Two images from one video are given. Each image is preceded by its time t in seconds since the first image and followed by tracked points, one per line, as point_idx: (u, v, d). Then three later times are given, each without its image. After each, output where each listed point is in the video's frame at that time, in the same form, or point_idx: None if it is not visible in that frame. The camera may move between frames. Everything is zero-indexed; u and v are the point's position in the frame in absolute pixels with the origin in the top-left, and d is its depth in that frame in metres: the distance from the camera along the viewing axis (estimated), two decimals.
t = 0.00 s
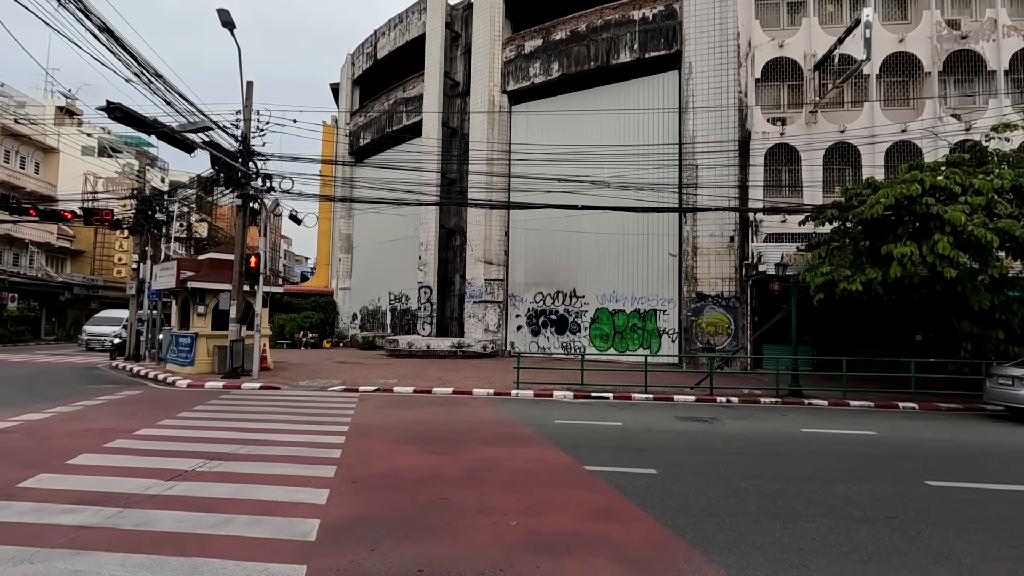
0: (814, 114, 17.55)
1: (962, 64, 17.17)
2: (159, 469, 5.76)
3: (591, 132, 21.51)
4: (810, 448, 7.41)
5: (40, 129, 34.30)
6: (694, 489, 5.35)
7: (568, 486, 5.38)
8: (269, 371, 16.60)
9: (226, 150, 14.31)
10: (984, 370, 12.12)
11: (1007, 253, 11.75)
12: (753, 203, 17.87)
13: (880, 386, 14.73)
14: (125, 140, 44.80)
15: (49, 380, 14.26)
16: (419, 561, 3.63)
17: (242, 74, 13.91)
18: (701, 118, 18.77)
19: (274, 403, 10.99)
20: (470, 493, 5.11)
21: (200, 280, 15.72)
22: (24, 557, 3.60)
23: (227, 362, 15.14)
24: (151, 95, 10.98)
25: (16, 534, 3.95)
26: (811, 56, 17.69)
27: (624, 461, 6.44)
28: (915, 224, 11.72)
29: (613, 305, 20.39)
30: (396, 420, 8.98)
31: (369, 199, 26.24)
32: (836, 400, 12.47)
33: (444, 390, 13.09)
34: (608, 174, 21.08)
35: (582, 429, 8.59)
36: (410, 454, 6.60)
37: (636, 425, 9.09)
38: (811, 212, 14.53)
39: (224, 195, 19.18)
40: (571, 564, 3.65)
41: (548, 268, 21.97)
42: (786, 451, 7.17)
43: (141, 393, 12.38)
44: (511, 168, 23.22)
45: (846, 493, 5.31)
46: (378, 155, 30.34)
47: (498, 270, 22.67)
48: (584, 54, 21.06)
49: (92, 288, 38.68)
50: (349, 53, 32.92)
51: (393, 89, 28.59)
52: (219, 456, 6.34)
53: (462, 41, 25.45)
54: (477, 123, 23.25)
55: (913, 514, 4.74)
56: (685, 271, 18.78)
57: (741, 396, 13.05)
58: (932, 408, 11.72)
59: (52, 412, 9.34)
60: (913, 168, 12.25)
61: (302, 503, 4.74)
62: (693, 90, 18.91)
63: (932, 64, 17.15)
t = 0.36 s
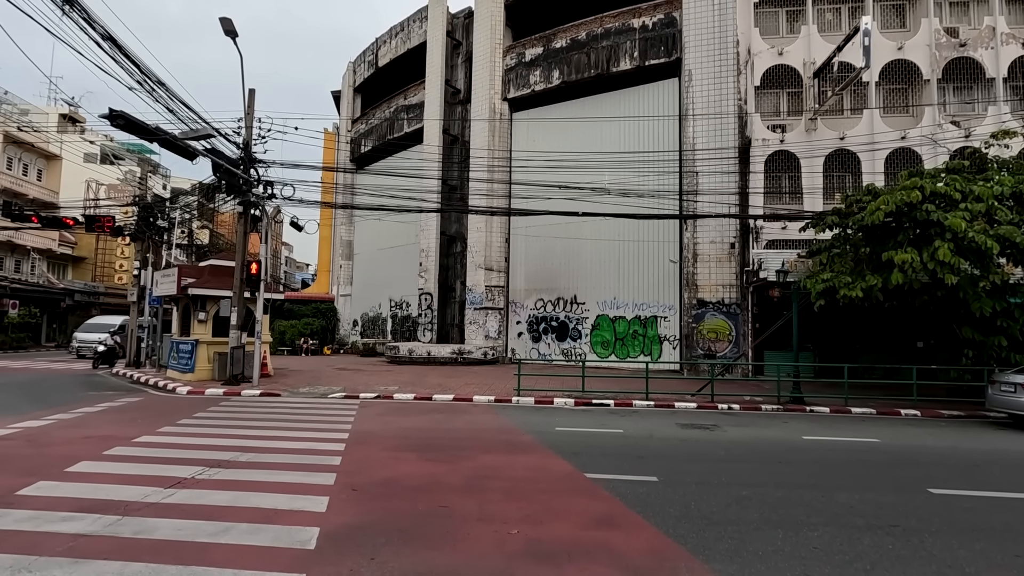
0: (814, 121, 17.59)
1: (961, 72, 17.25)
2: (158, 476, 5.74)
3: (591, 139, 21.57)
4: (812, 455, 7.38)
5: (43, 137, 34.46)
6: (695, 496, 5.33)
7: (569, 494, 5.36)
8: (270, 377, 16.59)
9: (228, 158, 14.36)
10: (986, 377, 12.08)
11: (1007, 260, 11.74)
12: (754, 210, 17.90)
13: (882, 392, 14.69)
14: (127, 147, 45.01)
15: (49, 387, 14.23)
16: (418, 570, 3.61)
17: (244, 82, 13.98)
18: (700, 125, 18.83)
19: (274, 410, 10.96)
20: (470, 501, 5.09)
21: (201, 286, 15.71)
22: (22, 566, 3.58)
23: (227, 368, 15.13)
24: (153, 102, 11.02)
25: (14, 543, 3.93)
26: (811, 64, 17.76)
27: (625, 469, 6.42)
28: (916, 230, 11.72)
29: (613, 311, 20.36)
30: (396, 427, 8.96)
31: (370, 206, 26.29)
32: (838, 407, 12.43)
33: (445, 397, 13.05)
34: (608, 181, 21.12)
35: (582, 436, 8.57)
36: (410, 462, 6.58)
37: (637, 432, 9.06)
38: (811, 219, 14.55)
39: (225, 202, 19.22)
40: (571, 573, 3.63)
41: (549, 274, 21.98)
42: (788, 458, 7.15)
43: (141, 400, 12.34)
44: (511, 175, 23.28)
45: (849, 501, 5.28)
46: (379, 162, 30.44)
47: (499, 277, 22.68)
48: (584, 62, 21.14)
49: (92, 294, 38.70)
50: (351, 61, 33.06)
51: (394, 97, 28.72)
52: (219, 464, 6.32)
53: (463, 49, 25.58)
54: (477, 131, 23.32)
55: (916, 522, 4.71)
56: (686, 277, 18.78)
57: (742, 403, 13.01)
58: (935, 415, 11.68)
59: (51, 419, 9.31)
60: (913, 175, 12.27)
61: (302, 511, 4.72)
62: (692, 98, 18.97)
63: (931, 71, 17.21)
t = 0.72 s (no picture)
0: (813, 129, 17.64)
1: (959, 79, 17.34)
2: (157, 484, 5.72)
3: (592, 146, 21.64)
4: (814, 463, 7.35)
5: (45, 144, 34.61)
6: (696, 505, 5.30)
7: (569, 502, 5.34)
8: (270, 384, 16.55)
9: (229, 165, 14.41)
10: (988, 384, 12.04)
11: (1008, 267, 11.73)
12: (754, 216, 17.91)
13: (884, 399, 14.64)
14: (129, 154, 45.21)
15: (48, 394, 14.20)
16: None
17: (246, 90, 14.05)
18: (700, 133, 18.89)
19: (274, 417, 10.93)
20: (470, 509, 5.07)
21: (201, 293, 15.72)
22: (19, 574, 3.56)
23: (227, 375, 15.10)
24: (155, 110, 11.08)
25: (12, 551, 3.92)
26: (809, 72, 17.86)
27: (626, 476, 6.40)
28: (916, 237, 11.73)
29: (614, 318, 20.35)
30: (396, 435, 8.93)
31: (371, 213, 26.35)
32: (839, 414, 12.38)
33: (445, 404, 13.01)
34: (609, 188, 21.16)
35: (583, 444, 8.54)
36: (410, 469, 6.55)
37: (638, 440, 9.03)
38: (811, 225, 14.56)
39: (226, 209, 19.28)
40: None
41: (549, 281, 21.98)
42: (790, 466, 7.11)
43: (141, 407, 12.31)
44: (512, 182, 23.34)
45: (851, 509, 5.26)
46: (380, 169, 30.54)
47: (499, 283, 22.68)
48: (584, 69, 21.23)
49: (93, 301, 38.74)
50: (353, 69, 33.23)
51: (395, 104, 28.84)
52: (218, 471, 6.30)
53: (464, 57, 25.71)
54: (478, 138, 23.39)
55: (919, 531, 4.68)
56: (687, 284, 18.78)
57: (743, 410, 12.97)
58: (937, 422, 11.64)
59: (51, 426, 9.30)
60: (912, 181, 12.28)
61: (301, 519, 4.70)
62: (692, 105, 19.03)
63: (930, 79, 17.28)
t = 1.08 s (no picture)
0: (812, 136, 17.71)
1: (956, 88, 17.44)
2: (157, 492, 5.70)
3: (592, 154, 21.72)
4: (815, 470, 7.33)
5: (47, 152, 34.75)
6: (697, 512, 5.29)
7: (570, 510, 5.33)
8: (269, 391, 16.52)
9: (230, 172, 14.45)
10: (989, 391, 12.03)
11: (1008, 273, 11.75)
12: (753, 223, 17.93)
13: (885, 407, 14.60)
14: (130, 161, 45.37)
15: (47, 401, 14.16)
16: None
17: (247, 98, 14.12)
18: (700, 140, 18.95)
19: (273, 424, 10.91)
20: (470, 517, 5.05)
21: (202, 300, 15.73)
22: None
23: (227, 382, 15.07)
24: (157, 118, 11.13)
25: (9, 559, 3.90)
26: (808, 79, 17.95)
27: (626, 484, 6.38)
28: (915, 244, 11.75)
29: (614, 325, 20.35)
30: (395, 442, 8.90)
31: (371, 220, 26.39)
32: (840, 422, 12.35)
33: (445, 411, 12.99)
34: (608, 195, 21.22)
35: (583, 451, 8.52)
36: (411, 477, 6.53)
37: (639, 447, 9.01)
38: (811, 232, 14.58)
39: (226, 216, 19.32)
40: None
41: (549, 288, 22.00)
42: (791, 473, 7.09)
43: (140, 414, 12.28)
44: (512, 189, 23.40)
45: (852, 518, 5.23)
46: (380, 177, 30.62)
47: (499, 290, 22.69)
48: (584, 77, 21.33)
49: (93, 307, 38.74)
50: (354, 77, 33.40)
51: (396, 112, 28.97)
52: (217, 479, 6.27)
53: (464, 65, 25.84)
54: (478, 145, 23.47)
55: (921, 539, 4.66)
56: (687, 291, 18.78)
57: (744, 417, 12.94)
58: (938, 430, 11.61)
59: (49, 433, 9.28)
60: (912, 189, 12.32)
61: (300, 527, 4.68)
62: (692, 113, 19.12)
63: (928, 87, 17.37)
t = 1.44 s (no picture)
0: (811, 144, 17.76)
1: (954, 96, 17.54)
2: (155, 500, 5.67)
3: (592, 162, 21.80)
4: (816, 479, 7.31)
5: (48, 159, 34.84)
6: (698, 521, 5.26)
7: (570, 518, 5.31)
8: (269, 399, 16.49)
9: (231, 180, 14.49)
10: (990, 399, 11.99)
11: (1007, 281, 11.76)
12: (753, 231, 17.95)
13: (886, 414, 14.56)
14: (131, 169, 45.55)
15: (46, 408, 14.12)
16: None
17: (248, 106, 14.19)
18: (699, 148, 19.02)
19: (273, 432, 10.87)
20: (470, 525, 5.03)
21: (202, 308, 15.74)
22: None
23: (226, 390, 15.04)
24: (159, 126, 11.18)
25: (6, 568, 3.88)
26: (806, 88, 18.06)
27: (627, 492, 6.36)
28: (915, 251, 11.76)
29: (614, 332, 20.34)
30: (395, 450, 8.87)
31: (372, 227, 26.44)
32: (841, 430, 12.30)
33: (445, 419, 12.95)
34: (608, 203, 21.27)
35: (583, 459, 8.49)
36: (410, 485, 6.51)
37: (639, 455, 8.98)
38: (811, 240, 14.59)
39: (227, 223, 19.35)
40: None
41: (549, 295, 22.01)
42: (792, 482, 7.06)
43: (138, 422, 12.24)
44: (512, 196, 23.45)
45: (854, 526, 5.21)
46: (380, 184, 30.71)
47: (499, 298, 22.69)
48: (583, 86, 21.44)
49: (92, 314, 38.75)
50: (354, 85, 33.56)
51: (396, 120, 29.09)
52: (216, 487, 6.25)
53: (464, 73, 25.96)
54: (478, 153, 23.55)
55: (923, 548, 4.64)
56: (687, 298, 18.78)
57: (745, 425, 12.90)
58: (940, 438, 11.57)
59: (48, 441, 9.25)
60: (911, 196, 12.34)
61: (299, 536, 4.66)
62: (691, 121, 19.21)
63: (925, 95, 17.48)
